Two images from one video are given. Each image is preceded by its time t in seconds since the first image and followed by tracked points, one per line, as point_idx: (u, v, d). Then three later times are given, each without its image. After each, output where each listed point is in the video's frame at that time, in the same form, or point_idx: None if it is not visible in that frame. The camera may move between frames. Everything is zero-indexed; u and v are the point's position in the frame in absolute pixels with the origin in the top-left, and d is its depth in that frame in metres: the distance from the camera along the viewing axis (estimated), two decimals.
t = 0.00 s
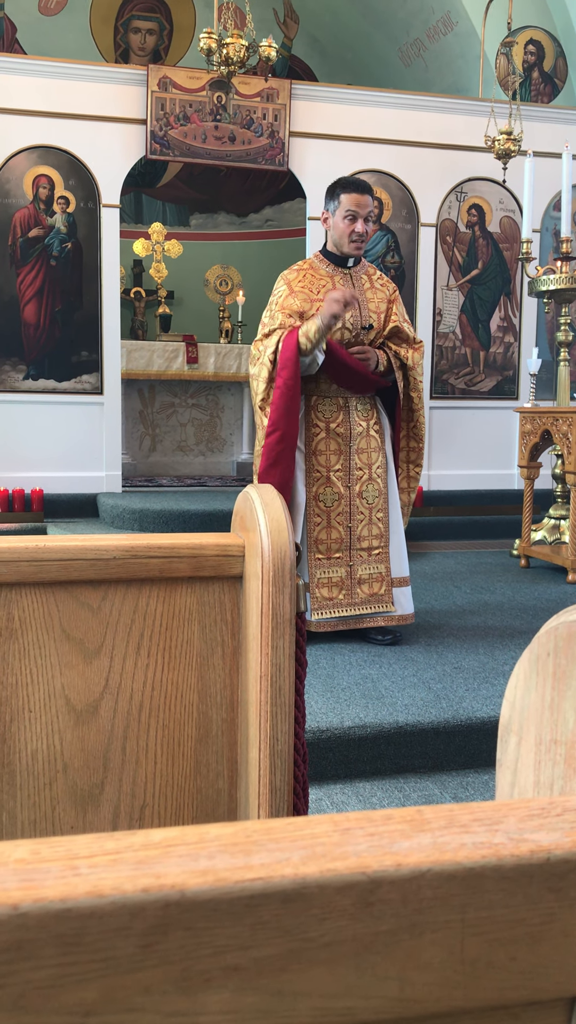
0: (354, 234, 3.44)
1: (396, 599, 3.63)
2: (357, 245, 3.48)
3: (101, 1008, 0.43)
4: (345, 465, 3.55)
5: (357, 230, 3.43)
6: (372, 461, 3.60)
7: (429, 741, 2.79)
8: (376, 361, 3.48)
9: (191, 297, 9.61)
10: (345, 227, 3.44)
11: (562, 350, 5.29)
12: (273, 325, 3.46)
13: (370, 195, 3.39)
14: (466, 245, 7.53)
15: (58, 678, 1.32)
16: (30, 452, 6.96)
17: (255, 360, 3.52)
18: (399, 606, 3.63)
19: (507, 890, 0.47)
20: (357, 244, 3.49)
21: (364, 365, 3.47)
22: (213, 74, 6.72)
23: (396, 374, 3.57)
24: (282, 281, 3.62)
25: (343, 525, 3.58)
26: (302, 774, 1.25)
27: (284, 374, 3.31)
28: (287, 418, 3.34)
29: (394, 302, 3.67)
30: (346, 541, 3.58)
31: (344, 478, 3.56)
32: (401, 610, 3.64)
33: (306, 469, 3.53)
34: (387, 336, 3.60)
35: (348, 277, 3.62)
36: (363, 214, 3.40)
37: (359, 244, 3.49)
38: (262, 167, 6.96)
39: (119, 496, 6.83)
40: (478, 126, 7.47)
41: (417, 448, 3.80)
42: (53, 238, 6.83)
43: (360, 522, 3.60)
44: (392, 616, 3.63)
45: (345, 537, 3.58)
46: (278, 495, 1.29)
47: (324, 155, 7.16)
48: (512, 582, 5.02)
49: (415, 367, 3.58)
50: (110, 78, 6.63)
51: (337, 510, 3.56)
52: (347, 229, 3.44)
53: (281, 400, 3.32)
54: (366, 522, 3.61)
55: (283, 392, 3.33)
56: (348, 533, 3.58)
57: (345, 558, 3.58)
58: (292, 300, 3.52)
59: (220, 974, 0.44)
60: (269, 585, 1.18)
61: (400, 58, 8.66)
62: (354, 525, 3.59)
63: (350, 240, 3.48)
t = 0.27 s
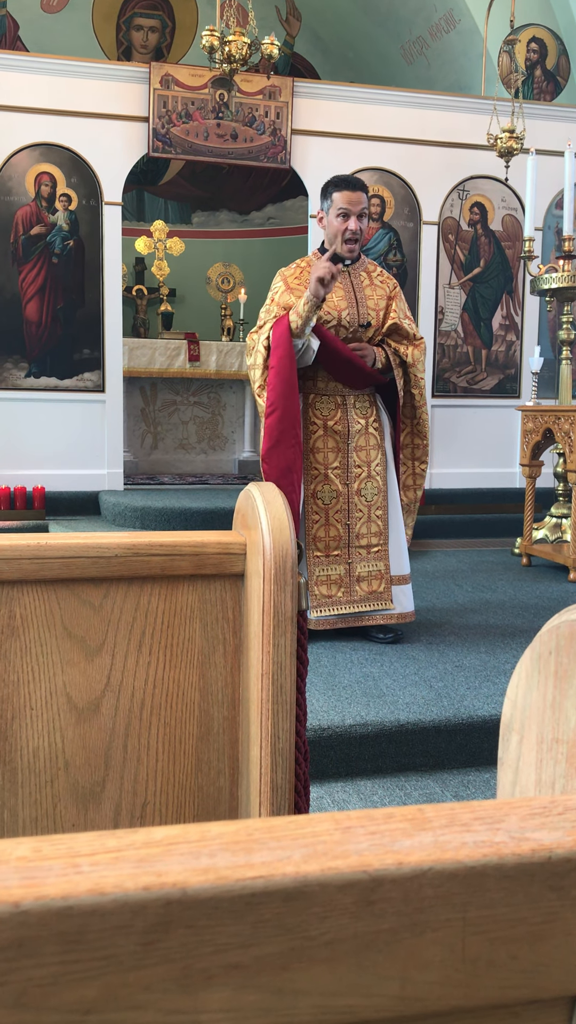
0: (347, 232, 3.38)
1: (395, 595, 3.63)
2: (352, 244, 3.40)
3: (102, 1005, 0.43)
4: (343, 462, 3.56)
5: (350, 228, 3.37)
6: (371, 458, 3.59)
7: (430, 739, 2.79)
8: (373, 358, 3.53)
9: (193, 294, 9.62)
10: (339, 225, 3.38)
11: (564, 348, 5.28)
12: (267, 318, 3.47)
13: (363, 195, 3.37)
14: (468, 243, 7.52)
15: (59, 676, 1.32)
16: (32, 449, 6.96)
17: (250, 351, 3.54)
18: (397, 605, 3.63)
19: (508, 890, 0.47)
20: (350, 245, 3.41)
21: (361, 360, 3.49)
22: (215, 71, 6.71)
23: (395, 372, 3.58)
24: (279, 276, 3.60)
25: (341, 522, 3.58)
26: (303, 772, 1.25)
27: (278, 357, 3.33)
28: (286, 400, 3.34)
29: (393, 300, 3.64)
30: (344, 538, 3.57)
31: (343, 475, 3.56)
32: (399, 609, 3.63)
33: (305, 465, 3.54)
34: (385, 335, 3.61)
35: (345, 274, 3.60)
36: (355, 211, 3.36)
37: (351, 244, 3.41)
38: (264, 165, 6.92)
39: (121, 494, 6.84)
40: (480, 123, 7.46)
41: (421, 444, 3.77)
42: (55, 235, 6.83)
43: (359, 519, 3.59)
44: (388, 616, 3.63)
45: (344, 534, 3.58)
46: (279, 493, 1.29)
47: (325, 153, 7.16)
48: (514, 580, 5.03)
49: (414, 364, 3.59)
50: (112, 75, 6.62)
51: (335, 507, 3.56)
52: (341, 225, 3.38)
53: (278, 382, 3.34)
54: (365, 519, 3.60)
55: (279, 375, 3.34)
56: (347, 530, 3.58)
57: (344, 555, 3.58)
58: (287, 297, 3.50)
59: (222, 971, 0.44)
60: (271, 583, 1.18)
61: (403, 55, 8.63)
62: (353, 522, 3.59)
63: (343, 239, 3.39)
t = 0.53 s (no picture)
0: (341, 230, 3.45)
1: (394, 595, 3.62)
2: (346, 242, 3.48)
3: (105, 1003, 0.43)
4: (338, 462, 3.57)
5: (343, 227, 3.44)
6: (368, 457, 3.61)
7: (431, 737, 2.79)
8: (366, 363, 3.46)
9: (194, 293, 9.62)
10: (332, 224, 3.46)
11: (566, 347, 5.27)
12: (259, 328, 3.50)
13: (357, 194, 3.39)
14: (469, 241, 7.52)
15: (61, 674, 1.32)
16: (33, 448, 6.96)
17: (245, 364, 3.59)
18: (396, 604, 3.63)
19: (511, 888, 0.47)
20: (345, 241, 3.49)
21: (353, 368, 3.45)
22: (216, 70, 6.71)
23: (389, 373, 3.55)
24: (273, 281, 3.61)
25: (338, 522, 3.58)
26: (304, 770, 1.25)
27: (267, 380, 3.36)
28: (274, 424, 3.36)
29: (389, 301, 3.62)
30: (341, 538, 3.57)
31: (338, 475, 3.56)
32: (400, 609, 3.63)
33: (300, 466, 3.54)
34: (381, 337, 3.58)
35: (340, 276, 3.59)
36: (348, 212, 3.41)
37: (346, 241, 3.49)
38: (265, 163, 6.92)
39: (122, 493, 6.85)
40: (482, 122, 7.45)
41: (419, 444, 3.78)
42: (56, 234, 6.83)
43: (356, 520, 3.59)
44: (391, 615, 3.63)
45: (341, 534, 3.58)
46: (280, 491, 1.29)
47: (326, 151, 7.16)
48: (515, 578, 5.02)
49: (410, 366, 3.55)
50: (113, 74, 6.62)
51: (331, 507, 3.56)
52: (334, 225, 3.46)
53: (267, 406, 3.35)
54: (362, 519, 3.60)
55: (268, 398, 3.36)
56: (344, 530, 3.58)
57: (341, 555, 3.57)
58: (280, 303, 3.52)
59: (225, 969, 0.44)
60: (271, 581, 1.18)
61: (404, 53, 8.62)
62: (350, 523, 3.59)
63: (337, 236, 3.49)
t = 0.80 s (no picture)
0: (329, 238, 3.44)
1: (392, 602, 3.60)
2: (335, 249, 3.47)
3: (103, 1001, 0.43)
4: (333, 466, 3.59)
5: (332, 234, 3.43)
6: (363, 463, 3.62)
7: (431, 737, 2.79)
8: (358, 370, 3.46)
9: (194, 293, 9.61)
10: (321, 231, 3.46)
11: (566, 347, 5.26)
12: (248, 335, 3.54)
13: (345, 201, 3.38)
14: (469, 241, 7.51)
15: (61, 673, 1.32)
16: (33, 447, 6.96)
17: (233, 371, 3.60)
18: (394, 608, 3.60)
19: (509, 887, 0.47)
20: (335, 248, 3.47)
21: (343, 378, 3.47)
22: (217, 70, 6.71)
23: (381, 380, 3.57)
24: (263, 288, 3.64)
25: (335, 527, 3.58)
26: (304, 770, 1.25)
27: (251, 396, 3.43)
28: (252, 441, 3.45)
29: (381, 308, 3.65)
30: (338, 543, 3.57)
31: (333, 480, 3.58)
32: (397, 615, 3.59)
33: (294, 471, 3.56)
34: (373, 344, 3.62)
35: (331, 283, 3.62)
36: (336, 219, 3.40)
37: (335, 249, 3.47)
38: (265, 163, 6.93)
39: (122, 492, 6.85)
40: (482, 121, 7.45)
41: (412, 451, 3.82)
42: (56, 234, 6.83)
43: (353, 525, 3.60)
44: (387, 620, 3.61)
45: (338, 539, 3.58)
46: (280, 490, 1.29)
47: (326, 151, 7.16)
48: (516, 578, 5.02)
49: (402, 373, 3.59)
50: (113, 74, 6.62)
51: (327, 512, 3.57)
52: (323, 232, 3.45)
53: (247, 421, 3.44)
54: (360, 524, 3.60)
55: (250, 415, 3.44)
56: (341, 535, 3.58)
57: (338, 560, 3.57)
58: (270, 311, 3.55)
59: (222, 969, 0.44)
60: (271, 580, 1.18)
61: (404, 53, 8.62)
62: (346, 527, 3.59)
63: (326, 244, 3.48)
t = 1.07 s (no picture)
0: (316, 222, 3.46)
1: (394, 595, 3.59)
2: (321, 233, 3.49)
3: (103, 1002, 0.43)
4: (327, 458, 3.59)
5: (317, 219, 3.45)
6: (357, 455, 3.62)
7: (431, 736, 2.79)
8: (350, 353, 3.52)
9: (194, 293, 9.62)
10: (306, 217, 3.47)
11: (566, 346, 5.26)
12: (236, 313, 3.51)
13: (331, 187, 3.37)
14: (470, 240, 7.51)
15: (61, 674, 1.32)
16: (33, 447, 6.95)
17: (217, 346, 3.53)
18: (394, 604, 3.59)
19: (510, 887, 0.47)
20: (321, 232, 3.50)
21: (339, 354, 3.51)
22: (216, 69, 6.71)
23: (374, 364, 3.56)
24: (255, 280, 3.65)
25: (329, 519, 3.58)
26: (304, 770, 1.25)
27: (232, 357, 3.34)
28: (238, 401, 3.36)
29: (373, 293, 3.65)
30: (333, 536, 3.58)
31: (327, 472, 3.59)
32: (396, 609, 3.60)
33: (288, 463, 3.57)
34: (367, 327, 3.61)
35: (321, 269, 3.63)
36: (322, 204, 3.40)
37: (322, 234, 3.51)
38: (265, 162, 6.93)
39: (122, 491, 6.85)
40: (482, 120, 7.45)
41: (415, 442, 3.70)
42: (56, 234, 6.83)
43: (347, 517, 3.60)
44: (386, 615, 3.59)
45: (332, 531, 3.58)
46: (280, 488, 1.29)
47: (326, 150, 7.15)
48: (516, 578, 5.02)
49: (396, 357, 3.55)
50: (113, 73, 6.62)
51: (321, 504, 3.57)
52: (309, 218, 3.47)
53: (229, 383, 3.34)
54: (354, 517, 3.60)
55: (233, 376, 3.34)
56: (335, 527, 3.58)
57: (334, 553, 3.58)
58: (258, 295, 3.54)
59: (222, 968, 0.44)
60: (272, 581, 1.18)
61: (404, 52, 8.62)
62: (341, 520, 3.59)
63: (313, 229, 3.51)
